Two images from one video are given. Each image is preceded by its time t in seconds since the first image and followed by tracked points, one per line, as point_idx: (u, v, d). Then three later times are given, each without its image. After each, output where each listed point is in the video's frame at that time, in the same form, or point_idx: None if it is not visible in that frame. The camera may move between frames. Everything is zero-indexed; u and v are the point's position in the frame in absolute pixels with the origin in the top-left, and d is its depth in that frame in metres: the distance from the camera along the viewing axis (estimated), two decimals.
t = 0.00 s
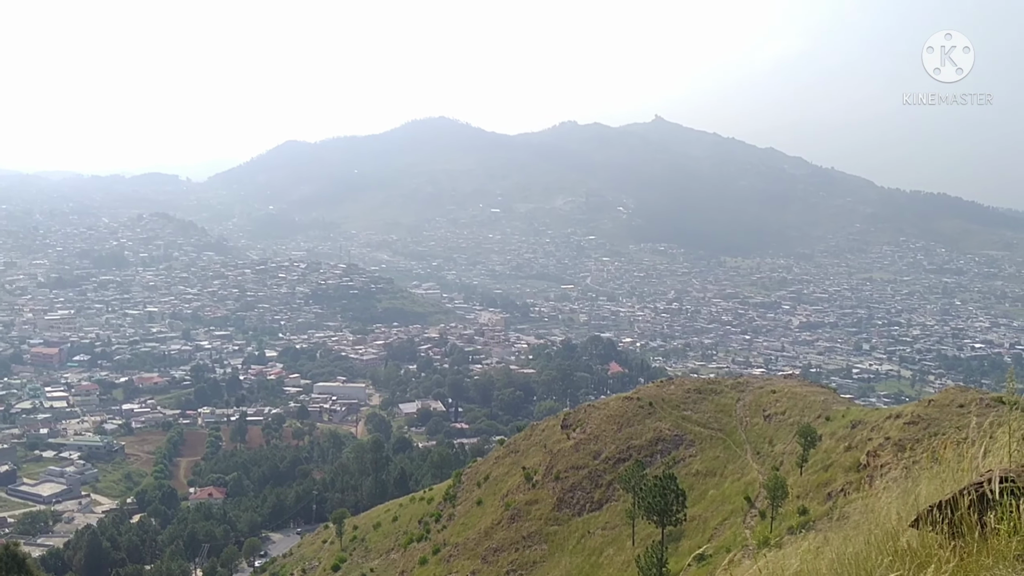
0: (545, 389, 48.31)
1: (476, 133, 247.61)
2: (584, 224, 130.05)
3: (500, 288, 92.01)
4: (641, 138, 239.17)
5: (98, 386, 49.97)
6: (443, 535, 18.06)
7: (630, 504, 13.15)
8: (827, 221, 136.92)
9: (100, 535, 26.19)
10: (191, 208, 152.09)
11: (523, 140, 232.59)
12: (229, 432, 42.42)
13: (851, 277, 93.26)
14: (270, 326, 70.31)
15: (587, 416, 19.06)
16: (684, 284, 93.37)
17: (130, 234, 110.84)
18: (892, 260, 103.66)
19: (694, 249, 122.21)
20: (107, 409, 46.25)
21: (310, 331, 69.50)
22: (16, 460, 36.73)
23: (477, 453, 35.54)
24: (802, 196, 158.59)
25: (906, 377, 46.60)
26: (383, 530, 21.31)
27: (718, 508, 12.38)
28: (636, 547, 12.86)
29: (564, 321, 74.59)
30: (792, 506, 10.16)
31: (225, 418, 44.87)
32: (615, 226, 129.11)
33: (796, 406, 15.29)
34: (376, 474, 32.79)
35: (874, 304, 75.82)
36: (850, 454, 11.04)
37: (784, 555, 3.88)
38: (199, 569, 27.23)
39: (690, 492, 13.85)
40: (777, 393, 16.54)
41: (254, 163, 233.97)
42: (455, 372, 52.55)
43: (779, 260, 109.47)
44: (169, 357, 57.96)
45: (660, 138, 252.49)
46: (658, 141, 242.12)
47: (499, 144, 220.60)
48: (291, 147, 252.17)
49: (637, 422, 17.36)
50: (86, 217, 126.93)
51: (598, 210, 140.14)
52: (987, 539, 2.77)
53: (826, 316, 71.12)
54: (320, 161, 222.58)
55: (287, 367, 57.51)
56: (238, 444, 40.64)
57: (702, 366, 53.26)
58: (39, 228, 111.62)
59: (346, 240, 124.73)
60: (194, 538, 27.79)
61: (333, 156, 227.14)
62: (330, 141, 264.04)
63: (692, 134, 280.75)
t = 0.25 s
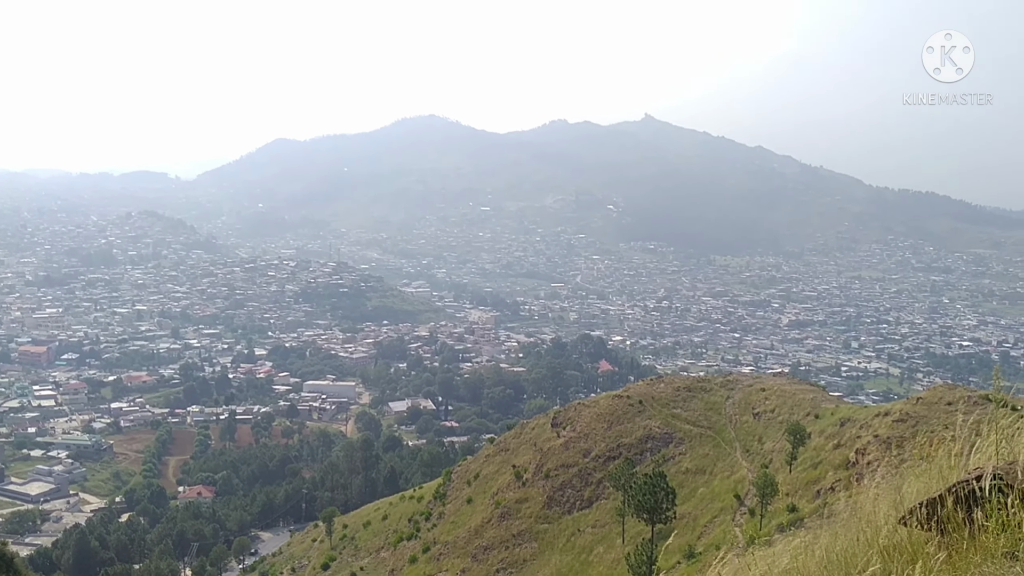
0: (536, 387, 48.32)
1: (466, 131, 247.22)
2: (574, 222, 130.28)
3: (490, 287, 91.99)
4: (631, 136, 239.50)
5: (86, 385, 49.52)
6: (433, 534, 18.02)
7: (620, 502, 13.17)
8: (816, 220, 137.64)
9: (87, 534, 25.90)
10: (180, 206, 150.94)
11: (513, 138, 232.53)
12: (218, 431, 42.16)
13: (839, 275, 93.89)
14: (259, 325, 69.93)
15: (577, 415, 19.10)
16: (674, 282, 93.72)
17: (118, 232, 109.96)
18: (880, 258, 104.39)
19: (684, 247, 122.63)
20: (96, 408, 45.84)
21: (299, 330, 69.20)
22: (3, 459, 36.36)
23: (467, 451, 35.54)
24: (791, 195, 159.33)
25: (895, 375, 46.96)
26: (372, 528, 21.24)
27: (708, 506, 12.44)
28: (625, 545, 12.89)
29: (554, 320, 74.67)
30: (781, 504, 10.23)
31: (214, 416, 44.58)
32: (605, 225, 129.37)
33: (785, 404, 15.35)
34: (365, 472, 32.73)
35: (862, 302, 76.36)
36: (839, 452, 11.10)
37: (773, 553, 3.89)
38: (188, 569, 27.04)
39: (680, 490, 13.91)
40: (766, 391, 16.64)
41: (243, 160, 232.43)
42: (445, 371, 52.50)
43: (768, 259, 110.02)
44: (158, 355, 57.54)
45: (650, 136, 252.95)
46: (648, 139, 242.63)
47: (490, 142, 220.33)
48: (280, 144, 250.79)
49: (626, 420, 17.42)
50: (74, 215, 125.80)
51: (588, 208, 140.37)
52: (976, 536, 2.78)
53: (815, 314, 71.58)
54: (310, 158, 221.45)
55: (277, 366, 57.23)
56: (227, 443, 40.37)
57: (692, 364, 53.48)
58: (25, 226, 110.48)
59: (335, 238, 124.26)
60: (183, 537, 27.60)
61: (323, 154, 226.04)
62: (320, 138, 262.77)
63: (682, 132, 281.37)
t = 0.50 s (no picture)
0: (524, 385, 48.33)
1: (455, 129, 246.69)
2: (562, 220, 130.36)
3: (478, 285, 91.89)
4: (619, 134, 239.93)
5: (72, 384, 49.02)
6: (422, 532, 17.98)
7: (608, 500, 13.20)
8: (803, 218, 138.57)
9: (73, 534, 25.64)
10: (167, 203, 149.62)
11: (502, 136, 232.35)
12: (205, 429, 41.85)
13: (826, 273, 94.61)
14: (246, 323, 69.49)
15: (565, 413, 19.15)
16: (662, 280, 94.06)
17: (104, 230, 108.94)
18: (867, 256, 105.18)
19: (672, 245, 123.17)
20: (82, 406, 45.37)
21: (287, 328, 68.80)
22: None
23: (455, 449, 35.51)
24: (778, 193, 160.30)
25: (881, 372, 47.38)
26: (360, 527, 21.19)
27: (695, 504, 12.49)
28: (614, 542, 12.92)
29: (543, 318, 74.74)
30: (769, 501, 10.29)
31: (201, 415, 44.25)
32: (593, 223, 129.64)
33: (772, 401, 15.45)
34: (353, 471, 32.64)
35: (849, 300, 76.98)
36: (826, 449, 11.18)
37: (759, 550, 3.91)
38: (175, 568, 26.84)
39: (668, 487, 13.97)
40: (753, 389, 16.73)
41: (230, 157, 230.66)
42: (433, 369, 52.40)
43: (755, 257, 110.65)
44: (145, 354, 57.03)
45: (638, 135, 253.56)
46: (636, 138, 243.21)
47: (478, 140, 220.00)
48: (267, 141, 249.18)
49: (615, 418, 17.49)
50: (58, 213, 124.45)
51: (577, 206, 140.59)
52: (957, 530, 2.80)
53: (802, 312, 72.07)
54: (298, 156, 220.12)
55: (264, 364, 56.88)
56: (214, 442, 40.10)
57: (680, 362, 53.69)
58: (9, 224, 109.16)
59: (323, 236, 123.64)
60: (170, 536, 27.37)
61: (311, 152, 224.79)
62: (308, 135, 261.29)
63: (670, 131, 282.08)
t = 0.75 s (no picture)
0: (513, 385, 48.30)
1: (444, 127, 246.15)
2: (552, 219, 130.41)
3: (467, 284, 91.76)
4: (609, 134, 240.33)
5: (59, 384, 48.52)
6: (411, 532, 17.94)
7: (597, 499, 13.21)
8: (791, 218, 139.27)
9: (60, 534, 25.40)
10: (154, 203, 148.41)
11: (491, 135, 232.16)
12: (193, 429, 41.56)
13: (814, 272, 95.22)
14: (235, 322, 69.03)
15: (554, 412, 19.16)
16: (651, 279, 94.34)
17: (91, 228, 107.89)
18: (855, 256, 105.79)
19: (661, 244, 123.55)
20: (69, 406, 44.92)
21: (275, 327, 68.40)
22: None
23: (444, 449, 35.45)
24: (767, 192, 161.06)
25: (869, 371, 47.64)
26: (349, 526, 21.12)
27: (684, 502, 12.55)
28: (603, 541, 12.93)
29: (532, 317, 74.74)
30: (758, 500, 10.31)
31: (189, 414, 43.93)
32: (582, 222, 129.79)
33: (760, 400, 15.53)
34: (342, 471, 32.53)
35: (837, 299, 77.45)
36: (815, 447, 11.24)
37: (746, 549, 3.92)
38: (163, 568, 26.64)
39: (657, 486, 14.03)
40: (742, 387, 16.81)
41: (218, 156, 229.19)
42: (422, 368, 52.27)
43: (744, 256, 111.11)
44: (133, 353, 56.52)
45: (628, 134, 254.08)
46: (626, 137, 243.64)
47: (467, 139, 219.64)
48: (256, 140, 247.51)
49: (604, 417, 17.54)
50: (44, 211, 123.11)
51: (566, 205, 140.66)
52: (944, 529, 2.81)
53: (791, 311, 72.48)
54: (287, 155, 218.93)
55: (252, 364, 56.53)
56: (202, 441, 39.84)
57: (669, 361, 53.84)
58: None
59: (312, 235, 123.05)
60: (159, 536, 27.16)
61: (300, 151, 223.66)
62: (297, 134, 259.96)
63: (659, 130, 282.69)
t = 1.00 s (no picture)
0: (500, 385, 48.28)
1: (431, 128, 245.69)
2: (539, 220, 130.55)
3: (454, 284, 91.63)
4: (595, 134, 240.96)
5: (42, 384, 47.89)
6: (397, 532, 17.87)
7: (584, 499, 13.21)
8: (776, 218, 140.34)
9: (44, 535, 25.08)
10: (139, 202, 146.94)
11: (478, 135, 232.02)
12: (178, 430, 41.17)
13: (799, 273, 96.03)
14: (220, 322, 68.48)
15: (541, 412, 19.18)
16: (637, 279, 94.72)
17: (74, 229, 106.67)
18: (839, 256, 106.76)
19: (647, 244, 124.10)
20: (53, 407, 44.36)
21: (261, 328, 67.93)
22: None
23: (430, 449, 35.37)
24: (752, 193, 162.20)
25: (854, 371, 48.04)
26: (335, 527, 21.01)
27: (671, 502, 12.59)
28: (589, 541, 12.95)
29: (519, 317, 74.78)
30: (743, 499, 10.39)
31: (174, 415, 43.51)
32: (569, 223, 130.07)
33: (746, 400, 15.61)
34: (328, 472, 32.36)
35: (822, 300, 78.12)
36: (799, 447, 11.33)
37: (730, 548, 3.93)
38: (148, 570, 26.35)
39: (643, 486, 14.08)
40: (728, 387, 16.91)
41: (204, 155, 227.36)
42: (409, 369, 52.12)
43: (730, 257, 111.82)
44: (117, 354, 55.91)
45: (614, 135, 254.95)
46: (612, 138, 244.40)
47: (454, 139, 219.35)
48: (242, 139, 245.69)
49: (591, 418, 17.59)
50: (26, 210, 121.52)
51: (553, 206, 140.89)
52: (927, 528, 2.82)
53: (776, 311, 73.03)
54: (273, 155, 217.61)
55: (238, 364, 56.11)
56: (187, 442, 39.49)
57: (655, 361, 54.06)
58: None
59: (297, 236, 122.35)
60: (143, 538, 26.86)
61: (286, 150, 222.35)
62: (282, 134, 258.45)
63: (646, 131, 283.76)
